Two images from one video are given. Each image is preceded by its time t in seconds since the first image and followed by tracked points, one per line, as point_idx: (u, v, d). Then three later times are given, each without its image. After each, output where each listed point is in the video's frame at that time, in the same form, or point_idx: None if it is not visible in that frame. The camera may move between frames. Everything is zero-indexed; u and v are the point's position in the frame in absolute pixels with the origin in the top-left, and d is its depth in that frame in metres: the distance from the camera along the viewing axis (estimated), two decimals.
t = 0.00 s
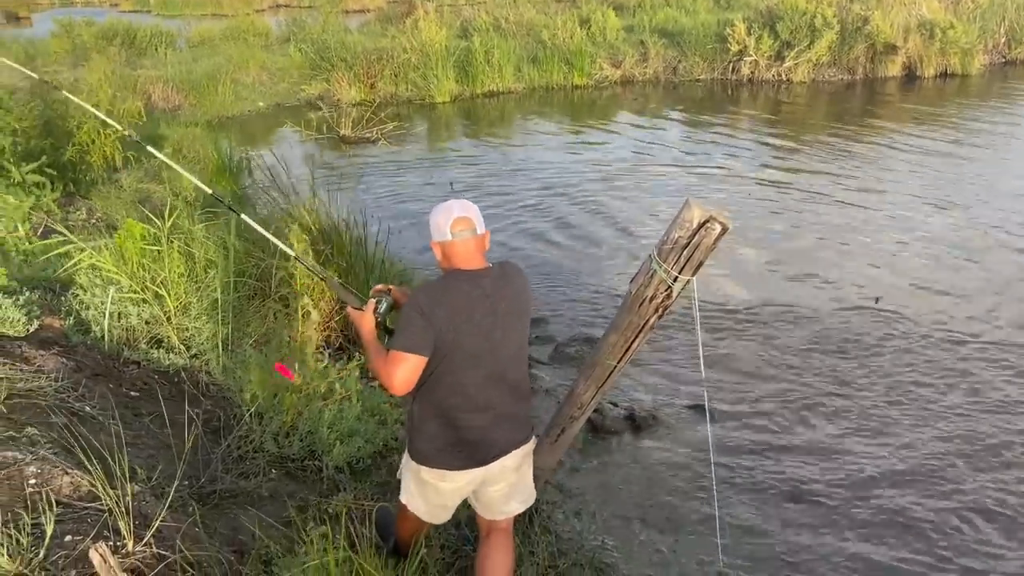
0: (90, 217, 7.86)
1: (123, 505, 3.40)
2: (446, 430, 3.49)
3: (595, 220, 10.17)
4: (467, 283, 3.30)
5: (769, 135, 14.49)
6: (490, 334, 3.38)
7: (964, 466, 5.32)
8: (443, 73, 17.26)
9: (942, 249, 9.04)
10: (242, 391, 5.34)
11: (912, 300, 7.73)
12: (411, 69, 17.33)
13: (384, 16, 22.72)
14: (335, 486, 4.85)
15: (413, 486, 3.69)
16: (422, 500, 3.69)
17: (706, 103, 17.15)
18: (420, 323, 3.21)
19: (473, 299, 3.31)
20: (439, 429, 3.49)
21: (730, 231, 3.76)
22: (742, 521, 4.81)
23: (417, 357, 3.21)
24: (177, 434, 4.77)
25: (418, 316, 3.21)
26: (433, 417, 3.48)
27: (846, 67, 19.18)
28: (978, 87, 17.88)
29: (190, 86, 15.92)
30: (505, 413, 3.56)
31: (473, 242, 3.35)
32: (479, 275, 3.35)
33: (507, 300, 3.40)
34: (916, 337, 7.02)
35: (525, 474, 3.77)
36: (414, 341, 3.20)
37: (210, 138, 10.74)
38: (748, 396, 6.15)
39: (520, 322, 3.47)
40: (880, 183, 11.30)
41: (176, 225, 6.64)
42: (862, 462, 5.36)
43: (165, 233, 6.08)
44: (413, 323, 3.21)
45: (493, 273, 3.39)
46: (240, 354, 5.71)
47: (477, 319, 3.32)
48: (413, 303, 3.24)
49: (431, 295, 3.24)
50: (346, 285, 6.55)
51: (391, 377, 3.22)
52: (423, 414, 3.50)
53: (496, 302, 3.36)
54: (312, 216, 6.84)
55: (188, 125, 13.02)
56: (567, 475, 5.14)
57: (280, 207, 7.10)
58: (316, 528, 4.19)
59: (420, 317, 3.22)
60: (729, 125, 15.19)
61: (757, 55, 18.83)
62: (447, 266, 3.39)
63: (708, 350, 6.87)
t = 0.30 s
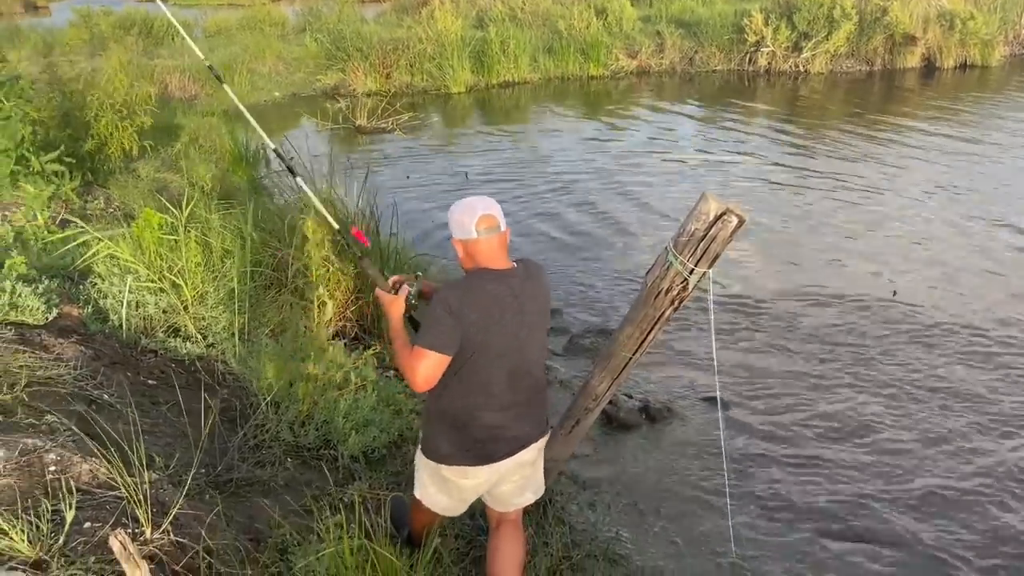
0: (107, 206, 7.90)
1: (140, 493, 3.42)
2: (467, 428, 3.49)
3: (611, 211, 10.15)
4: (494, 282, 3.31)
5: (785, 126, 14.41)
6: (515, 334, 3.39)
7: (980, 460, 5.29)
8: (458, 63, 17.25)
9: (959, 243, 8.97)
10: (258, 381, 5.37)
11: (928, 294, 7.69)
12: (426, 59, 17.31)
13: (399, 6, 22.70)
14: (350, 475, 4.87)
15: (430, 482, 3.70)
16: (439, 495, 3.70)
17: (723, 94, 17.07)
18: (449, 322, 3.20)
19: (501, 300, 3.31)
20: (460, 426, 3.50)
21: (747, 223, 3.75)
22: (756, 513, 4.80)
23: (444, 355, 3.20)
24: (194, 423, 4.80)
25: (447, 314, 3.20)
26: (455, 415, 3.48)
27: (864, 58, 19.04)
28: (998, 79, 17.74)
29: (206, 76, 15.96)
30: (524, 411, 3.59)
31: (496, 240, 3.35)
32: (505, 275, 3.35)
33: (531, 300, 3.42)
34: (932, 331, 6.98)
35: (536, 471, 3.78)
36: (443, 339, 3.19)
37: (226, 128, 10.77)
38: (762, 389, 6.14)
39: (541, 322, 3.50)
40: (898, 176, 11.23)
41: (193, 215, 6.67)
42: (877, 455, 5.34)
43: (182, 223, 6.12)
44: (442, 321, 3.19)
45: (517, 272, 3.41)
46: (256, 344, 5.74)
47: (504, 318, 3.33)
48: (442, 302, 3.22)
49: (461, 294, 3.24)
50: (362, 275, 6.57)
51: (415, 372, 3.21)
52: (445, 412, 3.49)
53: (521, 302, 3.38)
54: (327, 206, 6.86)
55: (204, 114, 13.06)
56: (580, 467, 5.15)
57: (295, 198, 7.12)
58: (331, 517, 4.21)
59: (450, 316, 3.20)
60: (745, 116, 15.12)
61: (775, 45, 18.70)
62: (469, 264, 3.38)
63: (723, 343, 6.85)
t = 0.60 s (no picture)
0: (126, 191, 7.95)
1: (159, 475, 3.45)
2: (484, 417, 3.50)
3: (627, 199, 10.13)
4: (515, 273, 3.32)
5: (804, 115, 14.32)
6: (533, 325, 3.40)
7: (996, 451, 5.27)
8: (475, 49, 17.22)
9: (978, 233, 8.91)
10: (275, 365, 5.41)
11: (946, 284, 7.65)
12: (443, 46, 17.29)
13: None
14: (365, 460, 4.92)
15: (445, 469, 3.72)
16: (454, 483, 3.72)
17: (741, 82, 16.97)
18: (466, 310, 3.23)
19: (520, 290, 3.33)
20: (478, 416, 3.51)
21: (764, 211, 3.73)
22: (770, 501, 4.79)
23: (461, 342, 3.22)
24: (212, 406, 4.85)
25: (465, 302, 3.23)
26: (473, 404, 3.49)
27: (885, 46, 18.89)
28: (1020, 67, 17.57)
29: (224, 61, 16.00)
30: (541, 405, 3.59)
31: (523, 228, 3.35)
32: (527, 265, 3.37)
33: (552, 292, 3.43)
34: (949, 321, 6.95)
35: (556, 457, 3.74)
36: (460, 326, 3.22)
37: (244, 113, 10.80)
38: (777, 378, 6.13)
39: (563, 317, 3.50)
40: (917, 166, 11.14)
41: (211, 200, 6.71)
42: (893, 445, 5.33)
43: (199, 208, 6.16)
44: (459, 309, 3.22)
45: (539, 264, 3.42)
46: (273, 328, 5.78)
47: (523, 309, 3.34)
48: (461, 290, 3.26)
49: (480, 282, 3.27)
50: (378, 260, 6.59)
51: (434, 360, 3.23)
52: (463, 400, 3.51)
53: (542, 294, 3.39)
54: (344, 192, 6.88)
55: (222, 100, 13.11)
56: (594, 453, 5.16)
57: (312, 183, 7.15)
58: (347, 502, 4.26)
59: (467, 304, 3.24)
60: (764, 104, 15.03)
61: (794, 33, 18.58)
62: (494, 253, 3.39)
63: (739, 332, 6.84)
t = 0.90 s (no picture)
0: (144, 172, 7.96)
1: (179, 456, 3.45)
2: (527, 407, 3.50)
3: (645, 184, 10.07)
4: (545, 259, 3.29)
5: (824, 100, 14.19)
6: (567, 308, 3.39)
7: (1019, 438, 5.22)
8: (492, 32, 17.13)
9: (1001, 220, 8.81)
10: (292, 348, 5.41)
11: (968, 271, 7.57)
12: (460, 28, 17.21)
13: None
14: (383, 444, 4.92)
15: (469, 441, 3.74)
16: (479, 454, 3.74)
17: (760, 66, 16.83)
18: (507, 306, 3.19)
19: (552, 276, 3.30)
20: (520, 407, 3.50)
21: (789, 198, 3.69)
22: (789, 489, 4.76)
23: (507, 339, 3.19)
24: (230, 388, 4.85)
25: (505, 298, 3.18)
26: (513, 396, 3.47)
27: (906, 30, 18.70)
28: None
29: (241, 42, 15.97)
30: (576, 385, 3.61)
31: (540, 212, 3.32)
32: (553, 249, 3.34)
33: (579, 273, 3.42)
34: (971, 308, 6.88)
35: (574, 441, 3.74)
36: (504, 324, 3.18)
37: (261, 95, 10.78)
38: (797, 364, 6.08)
39: (589, 295, 3.50)
40: (939, 152, 11.03)
41: (229, 181, 6.71)
42: (913, 432, 5.28)
43: (218, 189, 6.15)
44: (501, 306, 3.18)
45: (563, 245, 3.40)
46: (291, 311, 5.78)
47: (558, 294, 3.33)
48: (497, 284, 3.21)
49: (515, 275, 3.22)
50: (396, 243, 6.56)
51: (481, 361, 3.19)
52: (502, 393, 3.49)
53: (572, 276, 3.37)
54: (362, 174, 6.86)
55: (238, 81, 13.08)
56: (612, 439, 5.14)
57: (330, 166, 7.13)
58: (365, 485, 4.26)
59: (507, 299, 3.19)
60: (783, 89, 14.90)
61: (814, 17, 18.40)
62: (516, 241, 3.36)
63: (758, 318, 6.79)
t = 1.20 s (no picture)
0: (163, 150, 7.87)
1: (210, 440, 3.35)
2: (564, 387, 3.34)
3: (667, 166, 9.92)
4: (557, 226, 3.18)
5: (847, 82, 14.00)
6: (589, 274, 3.26)
7: None
8: (510, 12, 16.96)
9: None
10: (317, 328, 5.33)
11: (1000, 258, 7.43)
12: (477, 8, 17.05)
13: None
14: (410, 428, 4.84)
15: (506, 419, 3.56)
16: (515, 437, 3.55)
17: (780, 47, 16.62)
18: (528, 279, 3.07)
19: (568, 242, 3.18)
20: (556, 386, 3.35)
21: (837, 178, 3.57)
22: (825, 477, 4.65)
23: (532, 314, 3.09)
24: (255, 369, 4.77)
25: (525, 272, 3.07)
26: (545, 375, 3.33)
27: (929, 13, 18.45)
28: None
29: (256, 20, 15.85)
30: (612, 355, 3.46)
31: (550, 180, 3.22)
32: (563, 214, 3.23)
33: (593, 235, 3.30)
34: (1004, 295, 6.75)
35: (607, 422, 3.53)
36: (527, 299, 3.07)
37: (279, 74, 10.67)
38: (828, 351, 5.96)
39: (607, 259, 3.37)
40: (966, 136, 10.85)
41: (251, 161, 6.62)
42: (951, 421, 5.16)
43: (239, 168, 6.07)
44: (522, 281, 3.07)
45: (573, 209, 3.28)
46: (314, 292, 5.68)
47: (580, 260, 3.21)
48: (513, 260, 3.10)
49: (531, 247, 3.11)
50: (420, 224, 6.46)
51: (508, 340, 3.11)
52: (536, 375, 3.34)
53: (586, 240, 3.25)
54: (385, 153, 6.75)
55: (255, 59, 12.98)
56: (643, 425, 5.04)
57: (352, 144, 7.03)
58: (394, 469, 4.21)
59: (527, 272, 3.08)
60: (805, 71, 14.70)
61: None
62: (525, 214, 3.24)
63: (787, 303, 6.67)
